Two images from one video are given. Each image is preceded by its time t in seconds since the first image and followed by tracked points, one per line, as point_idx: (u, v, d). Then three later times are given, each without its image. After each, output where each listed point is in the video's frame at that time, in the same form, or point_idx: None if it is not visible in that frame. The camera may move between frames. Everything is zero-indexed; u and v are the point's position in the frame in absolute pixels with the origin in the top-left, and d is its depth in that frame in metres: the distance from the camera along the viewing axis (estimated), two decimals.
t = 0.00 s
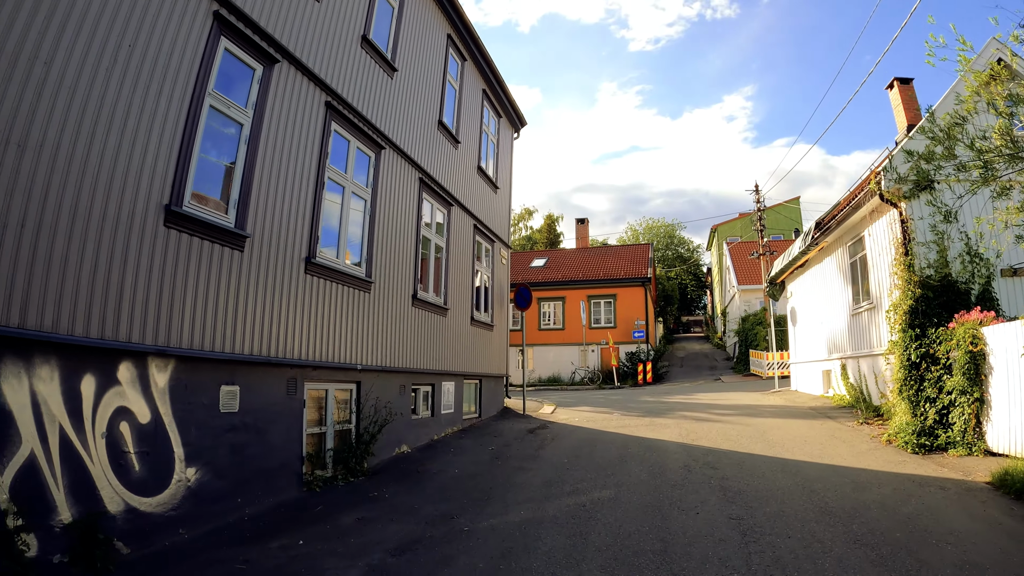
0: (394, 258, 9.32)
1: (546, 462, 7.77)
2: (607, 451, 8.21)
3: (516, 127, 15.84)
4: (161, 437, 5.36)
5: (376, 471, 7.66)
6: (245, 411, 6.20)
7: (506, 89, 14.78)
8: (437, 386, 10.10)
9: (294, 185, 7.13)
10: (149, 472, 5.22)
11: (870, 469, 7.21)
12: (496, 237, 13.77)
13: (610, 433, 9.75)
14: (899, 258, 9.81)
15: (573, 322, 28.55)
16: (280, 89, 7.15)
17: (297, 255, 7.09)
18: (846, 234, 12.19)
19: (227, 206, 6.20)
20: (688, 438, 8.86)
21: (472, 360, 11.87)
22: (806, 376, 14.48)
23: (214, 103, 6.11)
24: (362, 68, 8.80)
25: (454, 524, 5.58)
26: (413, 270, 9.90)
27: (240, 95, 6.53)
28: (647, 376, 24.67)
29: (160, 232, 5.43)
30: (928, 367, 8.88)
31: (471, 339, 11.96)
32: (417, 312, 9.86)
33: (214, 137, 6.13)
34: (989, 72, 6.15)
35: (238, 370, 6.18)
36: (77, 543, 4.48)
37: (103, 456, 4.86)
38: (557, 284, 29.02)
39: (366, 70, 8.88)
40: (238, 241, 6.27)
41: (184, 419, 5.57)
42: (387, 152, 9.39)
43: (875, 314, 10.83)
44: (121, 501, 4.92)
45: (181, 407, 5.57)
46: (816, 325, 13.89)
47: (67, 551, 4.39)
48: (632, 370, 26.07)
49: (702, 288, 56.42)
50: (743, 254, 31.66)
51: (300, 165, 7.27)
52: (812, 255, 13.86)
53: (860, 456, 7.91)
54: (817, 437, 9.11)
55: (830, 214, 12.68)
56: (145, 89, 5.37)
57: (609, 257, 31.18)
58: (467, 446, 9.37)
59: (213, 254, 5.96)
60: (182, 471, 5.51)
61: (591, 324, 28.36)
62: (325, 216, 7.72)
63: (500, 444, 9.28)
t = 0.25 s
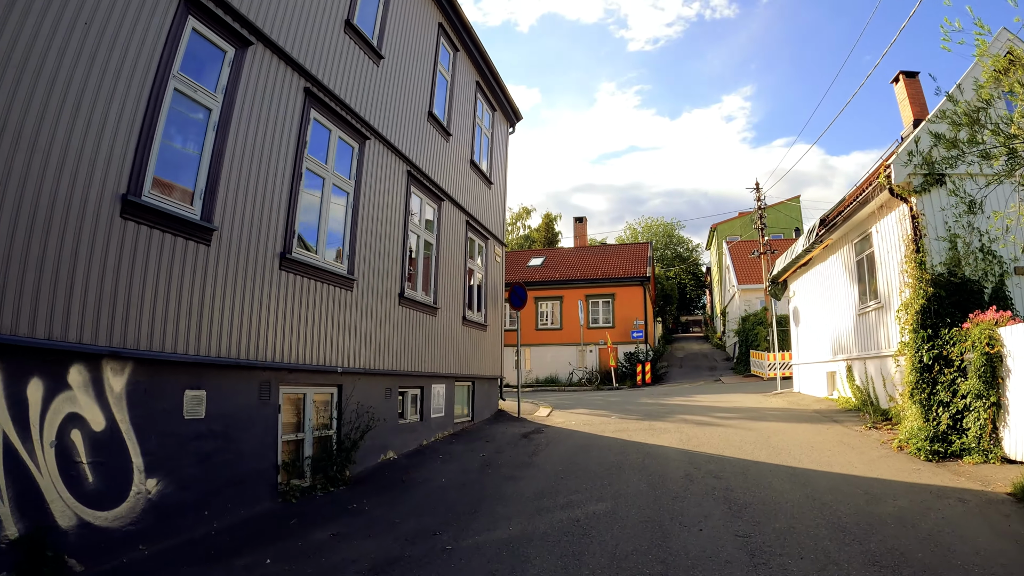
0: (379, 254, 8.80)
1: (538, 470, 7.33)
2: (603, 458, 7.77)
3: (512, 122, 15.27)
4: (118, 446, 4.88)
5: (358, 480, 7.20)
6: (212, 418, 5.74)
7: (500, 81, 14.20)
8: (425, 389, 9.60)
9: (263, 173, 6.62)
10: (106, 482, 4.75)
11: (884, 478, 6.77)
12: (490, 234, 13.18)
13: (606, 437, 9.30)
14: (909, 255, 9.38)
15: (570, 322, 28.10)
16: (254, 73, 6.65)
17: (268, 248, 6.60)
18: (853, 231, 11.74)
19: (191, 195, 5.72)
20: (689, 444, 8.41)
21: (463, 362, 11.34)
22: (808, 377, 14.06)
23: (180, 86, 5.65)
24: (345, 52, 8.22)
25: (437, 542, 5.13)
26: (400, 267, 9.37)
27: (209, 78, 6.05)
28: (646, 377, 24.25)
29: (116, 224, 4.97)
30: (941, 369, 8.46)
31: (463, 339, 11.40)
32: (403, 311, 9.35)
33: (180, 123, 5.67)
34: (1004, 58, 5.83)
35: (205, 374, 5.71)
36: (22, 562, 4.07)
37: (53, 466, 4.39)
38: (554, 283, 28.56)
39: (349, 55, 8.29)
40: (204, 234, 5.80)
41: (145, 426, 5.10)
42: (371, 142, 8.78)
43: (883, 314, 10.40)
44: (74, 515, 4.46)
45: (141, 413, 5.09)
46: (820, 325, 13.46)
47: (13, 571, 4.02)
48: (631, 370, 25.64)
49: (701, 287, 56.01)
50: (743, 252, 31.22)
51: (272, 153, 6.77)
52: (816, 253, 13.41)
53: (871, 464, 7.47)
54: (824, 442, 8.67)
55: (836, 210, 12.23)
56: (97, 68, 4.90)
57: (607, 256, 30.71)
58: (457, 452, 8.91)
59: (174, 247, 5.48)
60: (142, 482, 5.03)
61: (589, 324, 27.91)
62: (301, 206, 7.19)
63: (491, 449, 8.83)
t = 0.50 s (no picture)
0: (369, 248, 8.26)
1: (532, 476, 6.90)
2: (602, 464, 7.33)
3: (509, 114, 14.73)
4: (70, 450, 4.43)
5: (341, 487, 6.76)
6: (179, 421, 5.30)
7: (497, 72, 13.68)
8: (416, 390, 9.09)
9: (236, 157, 6.12)
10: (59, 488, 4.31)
11: (901, 486, 6.35)
12: (487, 230, 12.64)
13: (605, 441, 8.87)
14: (922, 250, 8.98)
15: (569, 321, 27.68)
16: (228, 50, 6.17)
17: (243, 238, 6.11)
18: (861, 226, 11.33)
19: (155, 178, 5.26)
20: (692, 447, 7.99)
21: (459, 363, 10.79)
22: (813, 378, 13.65)
23: (146, 63, 5.21)
24: (329, 33, 7.71)
25: (421, 557, 4.70)
26: (392, 262, 8.83)
27: (179, 55, 5.60)
28: (645, 378, 23.83)
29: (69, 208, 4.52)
30: (957, 369, 8.05)
31: (459, 339, 10.87)
32: (395, 308, 8.83)
33: (146, 102, 5.23)
34: None
35: (171, 373, 5.26)
36: None
37: None
38: (553, 282, 28.13)
39: (334, 35, 7.78)
40: (171, 221, 5.35)
41: (100, 429, 4.64)
42: (358, 129, 8.23)
43: (893, 311, 10.04)
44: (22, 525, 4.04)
45: (98, 414, 4.64)
46: (825, 324, 13.05)
47: None
48: (630, 371, 25.22)
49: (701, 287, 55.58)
50: (744, 251, 30.80)
51: (247, 136, 6.27)
52: (822, 249, 12.99)
53: (886, 470, 7.05)
54: (834, 446, 8.24)
55: (843, 204, 11.82)
56: (45, 37, 4.45)
57: (606, 255, 30.28)
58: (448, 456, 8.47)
59: (136, 235, 5.03)
60: (98, 489, 4.58)
61: (587, 324, 27.49)
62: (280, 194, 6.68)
63: (484, 452, 8.40)
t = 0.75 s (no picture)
0: (352, 244, 7.77)
1: (525, 488, 6.44)
2: (601, 474, 6.89)
3: (505, 108, 14.16)
4: (13, 464, 3.97)
5: (320, 499, 6.32)
6: (140, 431, 4.83)
7: (492, 64, 13.14)
8: (404, 395, 8.60)
9: (202, 144, 5.63)
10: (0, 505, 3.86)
11: (921, 500, 5.91)
12: (481, 227, 12.09)
13: (604, 448, 8.42)
14: (936, 247, 8.55)
15: (567, 321, 27.24)
16: (198, 30, 5.69)
17: (211, 232, 5.63)
18: (870, 223, 10.90)
19: (110, 166, 4.79)
20: (697, 455, 7.54)
21: (451, 366, 10.29)
22: (817, 381, 13.22)
23: (104, 42, 4.76)
24: (310, 15, 7.18)
25: None
26: (377, 259, 8.33)
27: (142, 33, 5.14)
28: (645, 379, 23.39)
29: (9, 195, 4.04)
30: (975, 372, 7.58)
31: (450, 340, 10.37)
32: (381, 308, 8.34)
33: (103, 84, 4.78)
34: None
35: (128, 379, 4.79)
36: None
37: None
38: (551, 281, 27.68)
39: (315, 17, 7.25)
40: (128, 213, 4.89)
41: (48, 441, 4.18)
42: (341, 118, 7.71)
43: (905, 311, 9.64)
44: None
45: (44, 424, 4.16)
46: (831, 325, 12.62)
47: None
48: (629, 372, 24.78)
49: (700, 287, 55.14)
50: (745, 250, 30.35)
51: (216, 122, 5.79)
52: (827, 248, 12.56)
53: (903, 481, 6.60)
54: (846, 454, 7.80)
55: (850, 201, 11.39)
56: None
57: (605, 255, 29.85)
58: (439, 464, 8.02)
59: (89, 227, 4.57)
60: (47, 506, 4.13)
61: (586, 324, 27.05)
62: (253, 185, 6.20)
63: (476, 460, 7.94)
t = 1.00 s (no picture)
0: (333, 236, 7.32)
1: (517, 496, 6.02)
2: (598, 480, 6.48)
3: (500, 101, 13.69)
4: None
5: (298, 508, 5.91)
6: (96, 434, 4.40)
7: (488, 55, 12.68)
8: (391, 395, 8.17)
9: (166, 123, 5.19)
10: None
11: (941, 509, 5.50)
12: (475, 222, 11.63)
13: (601, 452, 8.00)
14: (951, 241, 8.10)
15: (565, 321, 26.82)
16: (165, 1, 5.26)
17: (175, 219, 5.20)
18: (878, 217, 10.50)
19: (62, 145, 4.35)
20: (700, 460, 7.12)
21: (441, 366, 9.84)
22: (822, 381, 12.82)
23: (56, 11, 4.34)
24: None
25: None
26: (361, 252, 7.88)
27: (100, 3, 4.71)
28: (644, 380, 22.97)
29: None
30: (992, 371, 7.09)
31: (441, 339, 9.93)
32: (365, 304, 7.90)
33: (55, 56, 4.36)
34: None
35: (82, 377, 4.35)
36: None
37: None
38: (549, 280, 27.27)
39: None
40: (83, 198, 4.46)
41: None
42: (323, 103, 7.25)
43: (916, 309, 9.26)
44: None
45: None
46: (836, 324, 12.22)
47: None
48: (628, 373, 24.35)
49: (700, 288, 54.73)
50: (746, 249, 29.95)
51: (183, 100, 5.35)
52: (832, 244, 12.15)
53: (921, 487, 6.19)
54: (857, 458, 7.39)
55: (857, 195, 11.00)
56: None
57: (604, 254, 29.46)
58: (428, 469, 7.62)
59: (36, 211, 4.14)
60: None
61: (584, 324, 26.64)
62: (223, 170, 5.75)
63: (466, 465, 7.52)
